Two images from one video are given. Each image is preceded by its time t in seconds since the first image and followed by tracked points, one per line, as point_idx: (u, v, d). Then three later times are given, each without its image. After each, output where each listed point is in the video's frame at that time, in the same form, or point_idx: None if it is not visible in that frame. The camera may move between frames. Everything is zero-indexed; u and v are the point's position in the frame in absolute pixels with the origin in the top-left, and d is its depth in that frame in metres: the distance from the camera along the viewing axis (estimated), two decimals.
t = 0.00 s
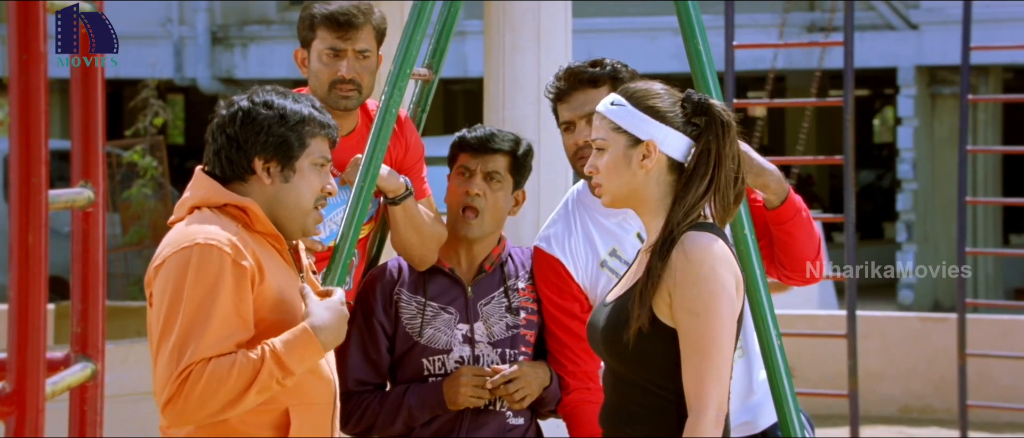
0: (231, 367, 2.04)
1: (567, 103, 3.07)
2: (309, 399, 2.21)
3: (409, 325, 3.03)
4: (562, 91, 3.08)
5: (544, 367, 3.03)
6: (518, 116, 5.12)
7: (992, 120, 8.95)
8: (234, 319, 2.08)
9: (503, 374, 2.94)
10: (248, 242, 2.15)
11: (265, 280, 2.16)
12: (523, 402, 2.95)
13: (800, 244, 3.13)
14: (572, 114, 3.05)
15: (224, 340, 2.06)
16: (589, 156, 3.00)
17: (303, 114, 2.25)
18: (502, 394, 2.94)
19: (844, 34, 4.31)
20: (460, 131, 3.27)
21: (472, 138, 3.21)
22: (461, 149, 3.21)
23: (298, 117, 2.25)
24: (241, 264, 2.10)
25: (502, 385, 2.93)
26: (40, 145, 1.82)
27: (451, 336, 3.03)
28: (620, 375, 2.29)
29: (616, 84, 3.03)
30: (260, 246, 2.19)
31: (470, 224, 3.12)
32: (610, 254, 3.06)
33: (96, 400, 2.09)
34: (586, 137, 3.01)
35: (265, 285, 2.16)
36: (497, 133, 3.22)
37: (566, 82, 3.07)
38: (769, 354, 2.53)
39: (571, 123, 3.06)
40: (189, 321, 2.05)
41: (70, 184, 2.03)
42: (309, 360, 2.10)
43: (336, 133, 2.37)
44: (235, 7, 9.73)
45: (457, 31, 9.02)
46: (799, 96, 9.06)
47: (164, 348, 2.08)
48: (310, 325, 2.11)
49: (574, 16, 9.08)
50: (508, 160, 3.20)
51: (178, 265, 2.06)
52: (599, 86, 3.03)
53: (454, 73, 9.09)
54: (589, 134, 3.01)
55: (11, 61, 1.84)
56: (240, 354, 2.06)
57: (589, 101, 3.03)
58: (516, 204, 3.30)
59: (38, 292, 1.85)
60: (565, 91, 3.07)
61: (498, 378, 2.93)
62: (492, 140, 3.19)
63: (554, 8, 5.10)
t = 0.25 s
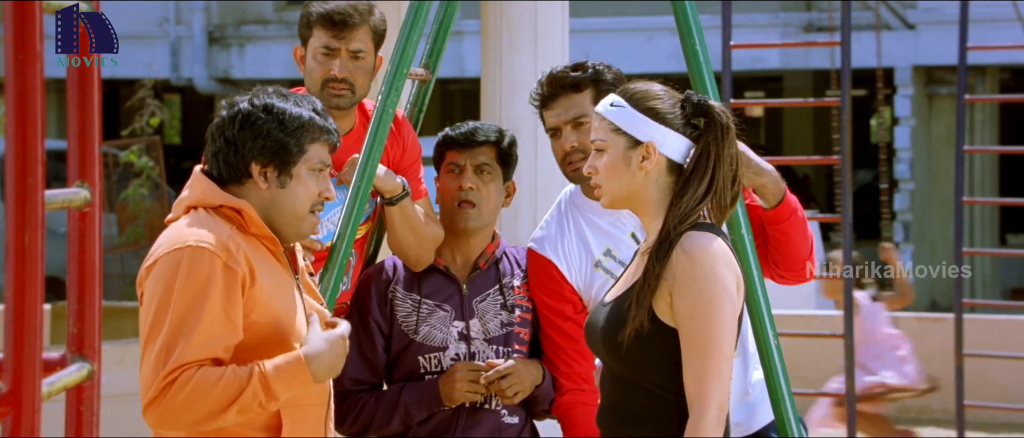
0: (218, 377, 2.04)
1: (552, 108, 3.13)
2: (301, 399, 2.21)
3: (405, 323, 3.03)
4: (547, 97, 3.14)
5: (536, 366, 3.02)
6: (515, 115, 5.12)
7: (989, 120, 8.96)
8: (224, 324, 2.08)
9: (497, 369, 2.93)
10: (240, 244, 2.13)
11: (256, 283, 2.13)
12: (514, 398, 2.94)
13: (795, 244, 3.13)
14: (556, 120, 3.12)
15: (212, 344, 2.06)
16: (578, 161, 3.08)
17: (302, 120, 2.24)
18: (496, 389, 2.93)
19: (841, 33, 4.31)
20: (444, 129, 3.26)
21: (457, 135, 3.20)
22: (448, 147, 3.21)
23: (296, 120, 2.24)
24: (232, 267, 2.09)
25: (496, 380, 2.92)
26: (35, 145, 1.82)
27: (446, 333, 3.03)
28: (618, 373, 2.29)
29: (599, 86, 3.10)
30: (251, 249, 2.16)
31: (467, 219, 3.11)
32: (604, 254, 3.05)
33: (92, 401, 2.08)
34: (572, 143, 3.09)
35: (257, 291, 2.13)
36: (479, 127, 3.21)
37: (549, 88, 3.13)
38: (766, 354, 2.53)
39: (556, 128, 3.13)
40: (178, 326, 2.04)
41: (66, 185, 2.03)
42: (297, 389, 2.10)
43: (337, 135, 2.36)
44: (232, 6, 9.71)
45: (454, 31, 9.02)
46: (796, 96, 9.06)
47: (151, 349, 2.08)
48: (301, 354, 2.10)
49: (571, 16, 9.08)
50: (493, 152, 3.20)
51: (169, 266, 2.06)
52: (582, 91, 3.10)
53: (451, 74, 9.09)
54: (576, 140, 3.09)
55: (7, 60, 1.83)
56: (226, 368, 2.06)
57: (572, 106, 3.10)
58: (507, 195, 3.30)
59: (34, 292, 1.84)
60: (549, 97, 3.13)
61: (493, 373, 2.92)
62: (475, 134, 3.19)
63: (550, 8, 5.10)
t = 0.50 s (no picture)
0: (208, 394, 2.00)
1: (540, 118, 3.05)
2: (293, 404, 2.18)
3: (402, 323, 3.03)
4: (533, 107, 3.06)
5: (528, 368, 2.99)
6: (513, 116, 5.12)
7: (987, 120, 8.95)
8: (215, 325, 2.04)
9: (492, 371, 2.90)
10: (231, 244, 2.11)
11: (245, 284, 2.10)
12: (503, 401, 2.93)
13: (791, 243, 3.13)
14: (545, 130, 3.04)
15: (203, 346, 2.02)
16: (570, 171, 3.01)
17: (300, 122, 2.24)
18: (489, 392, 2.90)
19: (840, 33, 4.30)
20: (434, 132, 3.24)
21: (447, 136, 3.18)
22: (439, 150, 3.19)
23: (291, 122, 2.23)
24: (222, 267, 2.06)
25: (489, 382, 2.90)
26: (33, 145, 1.81)
27: (443, 333, 3.02)
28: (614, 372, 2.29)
29: (585, 92, 3.03)
30: (245, 250, 2.14)
31: (469, 218, 3.11)
32: (601, 255, 3.03)
33: (90, 401, 2.08)
34: (563, 153, 3.01)
35: (248, 294, 2.10)
36: (468, 128, 3.19)
37: (533, 97, 3.06)
38: (764, 354, 2.53)
39: (545, 138, 3.04)
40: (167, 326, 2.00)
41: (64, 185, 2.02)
42: (276, 431, 2.06)
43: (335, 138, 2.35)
44: (229, 6, 9.58)
45: (452, 31, 9.01)
46: (794, 96, 9.06)
47: (140, 350, 2.03)
48: (288, 399, 2.06)
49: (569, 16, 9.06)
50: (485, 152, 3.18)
51: (159, 266, 2.02)
52: (567, 99, 3.02)
53: (449, 74, 9.07)
54: (567, 149, 3.01)
55: (5, 61, 1.83)
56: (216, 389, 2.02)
57: (559, 114, 3.01)
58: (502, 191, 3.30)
59: (32, 292, 1.84)
60: (534, 108, 3.05)
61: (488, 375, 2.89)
62: (466, 135, 3.16)
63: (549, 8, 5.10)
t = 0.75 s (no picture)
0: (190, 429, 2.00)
1: (533, 126, 3.01)
2: (282, 407, 2.16)
3: (400, 322, 3.01)
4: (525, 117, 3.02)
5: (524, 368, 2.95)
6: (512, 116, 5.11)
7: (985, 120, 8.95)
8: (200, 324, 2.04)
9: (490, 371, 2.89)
10: (220, 244, 2.11)
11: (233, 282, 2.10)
12: (502, 401, 2.92)
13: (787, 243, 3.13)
14: (539, 139, 3.01)
15: (187, 345, 2.03)
16: (565, 179, 3.00)
17: (293, 123, 2.23)
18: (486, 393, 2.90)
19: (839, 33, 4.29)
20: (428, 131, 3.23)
21: (446, 139, 3.16)
22: (439, 153, 3.18)
23: (284, 123, 2.22)
24: (209, 267, 2.06)
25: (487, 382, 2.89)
26: (30, 145, 1.81)
27: (442, 332, 3.02)
28: (609, 374, 2.27)
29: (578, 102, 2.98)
30: (236, 250, 2.14)
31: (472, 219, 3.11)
32: (596, 257, 3.01)
33: (87, 401, 2.07)
34: (558, 162, 2.99)
35: (235, 295, 2.10)
36: (466, 131, 3.17)
37: (525, 106, 3.01)
38: (763, 356, 2.53)
39: (540, 147, 3.01)
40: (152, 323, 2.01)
41: (62, 185, 2.01)
42: None
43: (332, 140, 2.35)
44: (227, 6, 9.52)
45: (450, 31, 9.00)
46: (792, 96, 9.05)
47: (127, 348, 2.03)
48: None
49: (568, 16, 9.04)
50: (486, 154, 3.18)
51: (146, 265, 2.03)
52: (560, 108, 2.98)
53: (447, 73, 9.05)
54: (562, 158, 2.99)
55: (3, 61, 1.82)
56: None
57: (553, 124, 2.98)
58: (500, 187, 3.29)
59: (29, 292, 1.83)
60: (527, 118, 3.01)
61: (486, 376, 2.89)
62: (465, 137, 3.15)
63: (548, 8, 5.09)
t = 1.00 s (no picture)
0: None
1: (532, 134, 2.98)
2: (276, 405, 2.20)
3: (401, 323, 3.01)
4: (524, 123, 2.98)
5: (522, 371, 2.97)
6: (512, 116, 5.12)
7: (987, 120, 8.95)
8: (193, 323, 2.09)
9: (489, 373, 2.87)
10: (211, 244, 2.15)
11: (225, 281, 2.14)
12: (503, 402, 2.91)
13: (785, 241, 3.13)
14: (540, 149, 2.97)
15: (179, 344, 2.07)
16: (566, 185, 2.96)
17: (285, 122, 2.25)
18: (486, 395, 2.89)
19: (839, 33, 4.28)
20: (431, 127, 3.22)
21: (446, 140, 3.16)
22: (439, 154, 3.18)
23: (276, 123, 2.24)
24: (200, 266, 2.10)
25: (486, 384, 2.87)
26: (30, 145, 1.81)
27: (442, 333, 3.01)
28: (600, 377, 2.28)
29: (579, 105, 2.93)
30: (230, 250, 2.18)
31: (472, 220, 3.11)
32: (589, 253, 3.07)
33: (87, 401, 2.07)
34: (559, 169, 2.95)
35: (227, 295, 2.14)
36: (467, 131, 3.16)
37: (523, 112, 2.98)
38: (764, 356, 2.52)
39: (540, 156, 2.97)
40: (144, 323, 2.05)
41: (62, 185, 2.01)
42: None
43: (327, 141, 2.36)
44: (228, 6, 9.48)
45: (450, 31, 9.01)
46: (793, 96, 9.04)
47: (122, 348, 2.07)
48: None
49: (568, 16, 9.04)
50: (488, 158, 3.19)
51: (138, 267, 2.08)
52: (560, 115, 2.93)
53: (447, 73, 9.04)
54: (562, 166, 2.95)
55: (3, 60, 1.82)
56: None
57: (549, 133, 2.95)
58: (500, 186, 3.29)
59: (30, 293, 1.84)
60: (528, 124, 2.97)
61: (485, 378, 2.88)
62: (466, 139, 3.14)
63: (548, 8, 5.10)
